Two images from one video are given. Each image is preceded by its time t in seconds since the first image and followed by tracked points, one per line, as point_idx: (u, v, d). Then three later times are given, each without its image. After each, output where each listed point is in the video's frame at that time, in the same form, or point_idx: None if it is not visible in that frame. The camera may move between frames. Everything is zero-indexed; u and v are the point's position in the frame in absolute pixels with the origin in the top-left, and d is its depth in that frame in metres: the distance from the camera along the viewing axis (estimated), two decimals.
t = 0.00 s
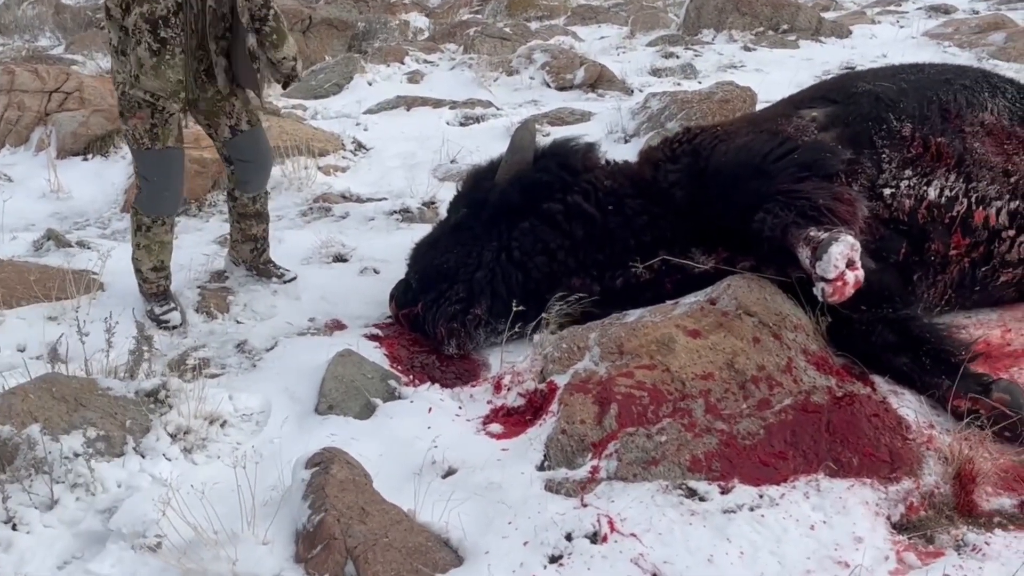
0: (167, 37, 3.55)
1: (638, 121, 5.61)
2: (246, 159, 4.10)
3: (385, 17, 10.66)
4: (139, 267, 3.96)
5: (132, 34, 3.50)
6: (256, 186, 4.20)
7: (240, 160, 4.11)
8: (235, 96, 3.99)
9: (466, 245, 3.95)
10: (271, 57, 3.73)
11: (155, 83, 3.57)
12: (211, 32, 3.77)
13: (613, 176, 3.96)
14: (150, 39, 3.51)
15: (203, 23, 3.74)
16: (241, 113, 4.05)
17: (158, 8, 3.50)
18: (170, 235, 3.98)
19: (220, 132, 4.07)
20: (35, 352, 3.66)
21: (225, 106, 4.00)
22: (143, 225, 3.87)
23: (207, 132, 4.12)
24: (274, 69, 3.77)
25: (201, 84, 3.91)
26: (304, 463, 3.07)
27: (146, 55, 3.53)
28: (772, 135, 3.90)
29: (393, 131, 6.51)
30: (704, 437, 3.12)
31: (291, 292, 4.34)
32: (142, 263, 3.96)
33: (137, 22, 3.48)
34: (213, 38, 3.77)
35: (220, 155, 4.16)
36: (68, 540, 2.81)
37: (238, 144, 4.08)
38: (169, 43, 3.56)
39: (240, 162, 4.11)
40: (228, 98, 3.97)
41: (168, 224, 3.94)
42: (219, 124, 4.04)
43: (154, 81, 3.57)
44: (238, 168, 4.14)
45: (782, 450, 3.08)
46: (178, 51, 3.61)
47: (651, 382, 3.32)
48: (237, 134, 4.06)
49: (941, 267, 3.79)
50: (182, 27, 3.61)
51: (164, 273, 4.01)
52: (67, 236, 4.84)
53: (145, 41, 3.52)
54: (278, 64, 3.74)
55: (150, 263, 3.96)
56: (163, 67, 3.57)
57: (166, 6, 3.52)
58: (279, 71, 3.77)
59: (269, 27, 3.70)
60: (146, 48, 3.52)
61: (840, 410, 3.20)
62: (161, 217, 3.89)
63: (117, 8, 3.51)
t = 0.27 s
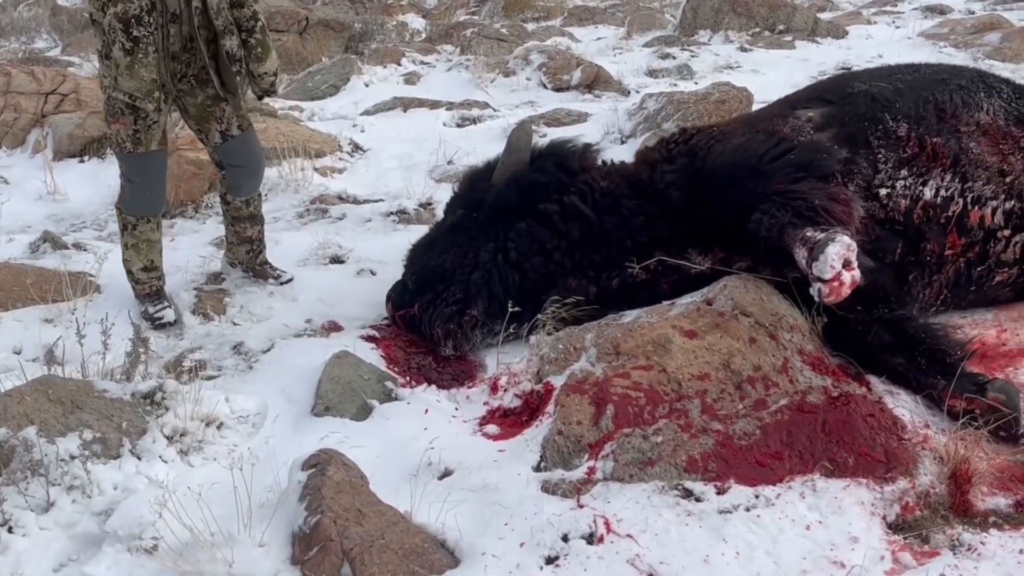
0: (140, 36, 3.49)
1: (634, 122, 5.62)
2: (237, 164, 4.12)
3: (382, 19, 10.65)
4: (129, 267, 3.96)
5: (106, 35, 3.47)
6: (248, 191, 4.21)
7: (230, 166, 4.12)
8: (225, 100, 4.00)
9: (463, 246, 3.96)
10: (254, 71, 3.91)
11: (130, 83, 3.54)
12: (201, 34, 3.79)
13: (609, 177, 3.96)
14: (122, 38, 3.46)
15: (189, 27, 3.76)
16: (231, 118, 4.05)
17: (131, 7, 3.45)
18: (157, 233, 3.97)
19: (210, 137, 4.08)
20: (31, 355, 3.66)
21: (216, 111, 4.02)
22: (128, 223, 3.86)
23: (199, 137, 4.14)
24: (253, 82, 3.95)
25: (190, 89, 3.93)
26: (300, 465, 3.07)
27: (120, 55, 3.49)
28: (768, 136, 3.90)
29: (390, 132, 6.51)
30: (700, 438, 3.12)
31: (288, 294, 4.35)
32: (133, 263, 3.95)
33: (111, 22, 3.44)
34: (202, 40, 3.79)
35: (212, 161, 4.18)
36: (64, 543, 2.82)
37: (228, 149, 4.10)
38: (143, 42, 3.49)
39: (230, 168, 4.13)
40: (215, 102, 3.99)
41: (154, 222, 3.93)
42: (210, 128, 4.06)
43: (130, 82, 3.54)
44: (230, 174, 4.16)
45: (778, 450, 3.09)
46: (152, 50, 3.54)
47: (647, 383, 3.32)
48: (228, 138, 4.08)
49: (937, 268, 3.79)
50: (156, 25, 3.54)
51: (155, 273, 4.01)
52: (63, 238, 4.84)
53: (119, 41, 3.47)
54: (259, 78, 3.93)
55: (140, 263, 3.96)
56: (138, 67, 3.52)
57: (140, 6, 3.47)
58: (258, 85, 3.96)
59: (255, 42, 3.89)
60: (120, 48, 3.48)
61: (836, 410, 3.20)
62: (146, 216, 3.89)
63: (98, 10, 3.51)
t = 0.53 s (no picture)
0: (130, 45, 3.52)
1: (634, 126, 5.63)
2: (230, 171, 4.12)
3: (382, 23, 10.67)
4: (125, 273, 3.96)
5: (95, 44, 3.47)
6: (242, 198, 4.22)
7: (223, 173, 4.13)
8: (213, 108, 4.00)
9: (462, 250, 3.94)
10: (247, 77, 4.05)
11: (119, 92, 3.54)
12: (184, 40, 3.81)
13: (609, 182, 3.96)
14: (113, 47, 3.48)
15: (171, 33, 3.76)
16: (221, 125, 4.05)
17: (120, 17, 3.49)
18: (152, 239, 3.97)
19: (200, 144, 4.08)
20: (31, 359, 3.65)
21: (206, 119, 4.02)
22: (122, 230, 3.87)
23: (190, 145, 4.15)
24: (245, 89, 4.10)
25: (177, 98, 3.94)
26: (300, 469, 3.07)
27: (110, 65, 3.49)
28: (768, 140, 3.90)
29: (390, 137, 6.51)
30: (700, 442, 3.12)
31: (288, 298, 4.35)
32: (129, 269, 3.95)
33: (99, 32, 3.45)
34: (187, 47, 3.83)
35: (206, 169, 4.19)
36: (63, 548, 2.82)
37: (220, 157, 4.10)
38: (133, 51, 3.53)
39: (224, 176, 4.14)
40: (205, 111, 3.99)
41: (148, 229, 3.93)
42: (201, 137, 4.06)
43: (119, 90, 3.53)
44: (223, 181, 4.16)
45: (777, 455, 3.09)
46: (142, 59, 3.58)
47: (647, 388, 3.32)
48: (219, 146, 4.08)
49: (936, 272, 3.79)
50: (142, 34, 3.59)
51: (152, 279, 4.01)
52: (63, 243, 4.83)
53: (109, 50, 3.49)
54: (250, 84, 4.07)
55: (135, 270, 3.96)
56: (129, 76, 3.54)
57: (127, 15, 3.51)
58: (250, 91, 4.11)
59: (246, 49, 4.00)
60: (110, 57, 3.48)
61: (835, 414, 3.20)
62: (139, 223, 3.89)
63: (82, 20, 3.52)
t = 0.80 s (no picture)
0: (124, 56, 3.53)
1: (642, 138, 5.63)
2: (232, 185, 4.15)
3: (391, 36, 10.70)
4: (131, 286, 3.98)
5: (90, 54, 3.47)
6: (245, 211, 4.25)
7: (225, 187, 4.16)
8: (213, 123, 3.99)
9: (470, 261, 3.93)
10: (247, 94, 4.06)
11: (111, 103, 3.53)
12: (182, 52, 3.81)
13: (616, 194, 3.95)
14: (108, 58, 3.48)
15: (170, 45, 3.76)
16: (222, 140, 4.07)
17: (115, 28, 3.49)
18: (157, 252, 4.00)
19: (203, 160, 4.10)
20: (38, 370, 3.65)
21: (207, 134, 4.03)
22: (126, 243, 3.90)
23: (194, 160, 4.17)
24: (245, 104, 4.10)
25: (178, 112, 3.93)
26: (306, 481, 3.07)
27: (104, 75, 3.49)
28: (776, 153, 3.90)
29: (398, 148, 6.53)
30: (707, 455, 3.11)
31: (295, 309, 4.35)
32: (135, 282, 3.97)
33: (94, 42, 3.45)
34: (184, 60, 3.81)
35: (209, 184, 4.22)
36: (69, 559, 2.82)
37: (222, 171, 4.12)
38: (127, 62, 3.53)
39: (226, 189, 4.16)
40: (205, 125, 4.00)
41: (153, 241, 3.96)
42: (202, 152, 4.08)
43: (111, 101, 3.53)
44: (226, 195, 4.19)
45: (784, 468, 3.07)
46: (136, 69, 3.57)
47: (654, 400, 3.31)
48: (221, 161, 4.10)
49: (944, 284, 3.78)
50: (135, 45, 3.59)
51: (158, 290, 4.03)
52: (71, 254, 4.85)
53: (103, 61, 3.49)
54: (250, 100, 4.08)
55: (141, 281, 3.97)
56: (122, 86, 3.54)
57: (121, 25, 3.51)
58: (250, 107, 4.11)
59: (246, 64, 4.02)
60: (104, 67, 3.48)
61: (843, 427, 3.19)
62: (143, 236, 3.91)
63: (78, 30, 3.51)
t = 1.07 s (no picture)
0: (138, 74, 3.60)
1: (660, 160, 5.64)
2: (247, 210, 4.14)
3: (410, 57, 10.78)
4: (150, 305, 4.01)
5: (105, 72, 3.55)
6: (260, 234, 4.24)
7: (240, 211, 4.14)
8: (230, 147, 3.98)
9: (488, 281, 3.93)
10: (261, 119, 4.09)
11: (125, 120, 3.60)
12: (197, 74, 3.80)
13: (635, 216, 3.94)
14: (122, 76, 3.57)
15: (185, 66, 3.76)
16: (238, 165, 4.04)
17: (129, 46, 3.56)
18: (175, 271, 4.03)
19: (219, 184, 4.09)
20: (58, 389, 3.66)
21: (223, 158, 4.00)
22: (144, 263, 3.93)
23: (211, 184, 4.15)
24: (261, 129, 4.14)
25: (194, 135, 3.93)
26: (323, 501, 3.06)
27: (117, 93, 3.56)
28: (796, 175, 3.89)
29: (416, 169, 6.56)
30: (725, 478, 3.09)
31: (313, 328, 4.37)
32: (153, 301, 3.99)
33: (110, 60, 3.54)
34: (198, 81, 3.80)
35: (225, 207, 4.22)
36: None
37: (238, 196, 4.10)
38: (140, 81, 3.60)
39: (240, 213, 4.15)
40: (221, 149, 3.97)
41: (172, 261, 3.99)
42: (218, 176, 4.07)
43: (123, 118, 3.60)
44: (241, 219, 4.18)
45: (803, 491, 3.04)
46: (150, 88, 3.64)
47: (672, 422, 3.30)
48: (236, 185, 4.07)
49: (964, 307, 3.75)
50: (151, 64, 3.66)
51: (176, 309, 4.06)
52: (91, 272, 4.88)
53: (117, 79, 3.57)
54: (265, 126, 4.12)
55: (160, 300, 4.00)
56: (135, 104, 3.60)
57: (136, 44, 3.58)
58: (265, 132, 4.16)
59: (263, 89, 4.06)
60: (118, 85, 3.56)
61: (862, 451, 3.16)
62: (161, 255, 3.94)
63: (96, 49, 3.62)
